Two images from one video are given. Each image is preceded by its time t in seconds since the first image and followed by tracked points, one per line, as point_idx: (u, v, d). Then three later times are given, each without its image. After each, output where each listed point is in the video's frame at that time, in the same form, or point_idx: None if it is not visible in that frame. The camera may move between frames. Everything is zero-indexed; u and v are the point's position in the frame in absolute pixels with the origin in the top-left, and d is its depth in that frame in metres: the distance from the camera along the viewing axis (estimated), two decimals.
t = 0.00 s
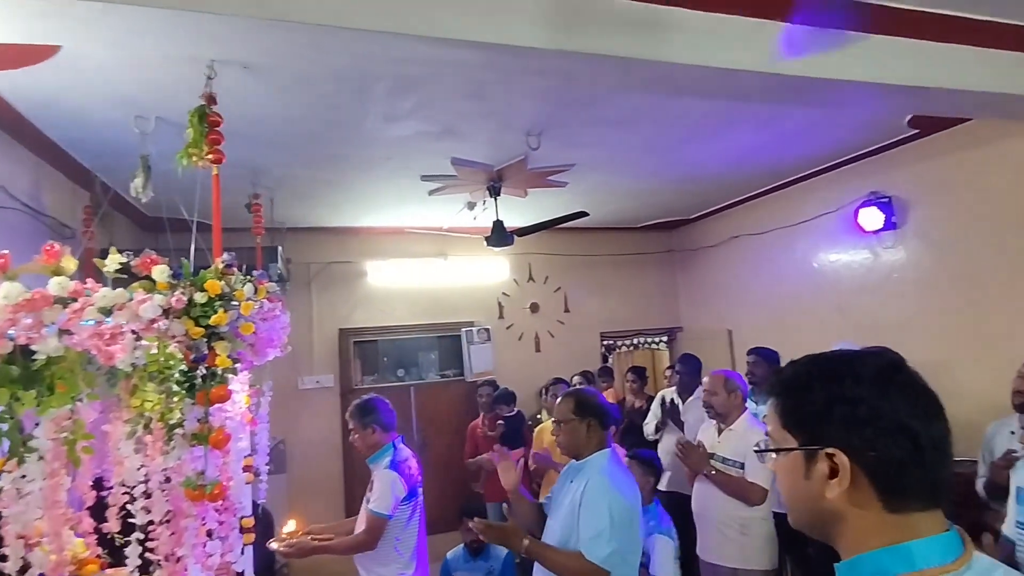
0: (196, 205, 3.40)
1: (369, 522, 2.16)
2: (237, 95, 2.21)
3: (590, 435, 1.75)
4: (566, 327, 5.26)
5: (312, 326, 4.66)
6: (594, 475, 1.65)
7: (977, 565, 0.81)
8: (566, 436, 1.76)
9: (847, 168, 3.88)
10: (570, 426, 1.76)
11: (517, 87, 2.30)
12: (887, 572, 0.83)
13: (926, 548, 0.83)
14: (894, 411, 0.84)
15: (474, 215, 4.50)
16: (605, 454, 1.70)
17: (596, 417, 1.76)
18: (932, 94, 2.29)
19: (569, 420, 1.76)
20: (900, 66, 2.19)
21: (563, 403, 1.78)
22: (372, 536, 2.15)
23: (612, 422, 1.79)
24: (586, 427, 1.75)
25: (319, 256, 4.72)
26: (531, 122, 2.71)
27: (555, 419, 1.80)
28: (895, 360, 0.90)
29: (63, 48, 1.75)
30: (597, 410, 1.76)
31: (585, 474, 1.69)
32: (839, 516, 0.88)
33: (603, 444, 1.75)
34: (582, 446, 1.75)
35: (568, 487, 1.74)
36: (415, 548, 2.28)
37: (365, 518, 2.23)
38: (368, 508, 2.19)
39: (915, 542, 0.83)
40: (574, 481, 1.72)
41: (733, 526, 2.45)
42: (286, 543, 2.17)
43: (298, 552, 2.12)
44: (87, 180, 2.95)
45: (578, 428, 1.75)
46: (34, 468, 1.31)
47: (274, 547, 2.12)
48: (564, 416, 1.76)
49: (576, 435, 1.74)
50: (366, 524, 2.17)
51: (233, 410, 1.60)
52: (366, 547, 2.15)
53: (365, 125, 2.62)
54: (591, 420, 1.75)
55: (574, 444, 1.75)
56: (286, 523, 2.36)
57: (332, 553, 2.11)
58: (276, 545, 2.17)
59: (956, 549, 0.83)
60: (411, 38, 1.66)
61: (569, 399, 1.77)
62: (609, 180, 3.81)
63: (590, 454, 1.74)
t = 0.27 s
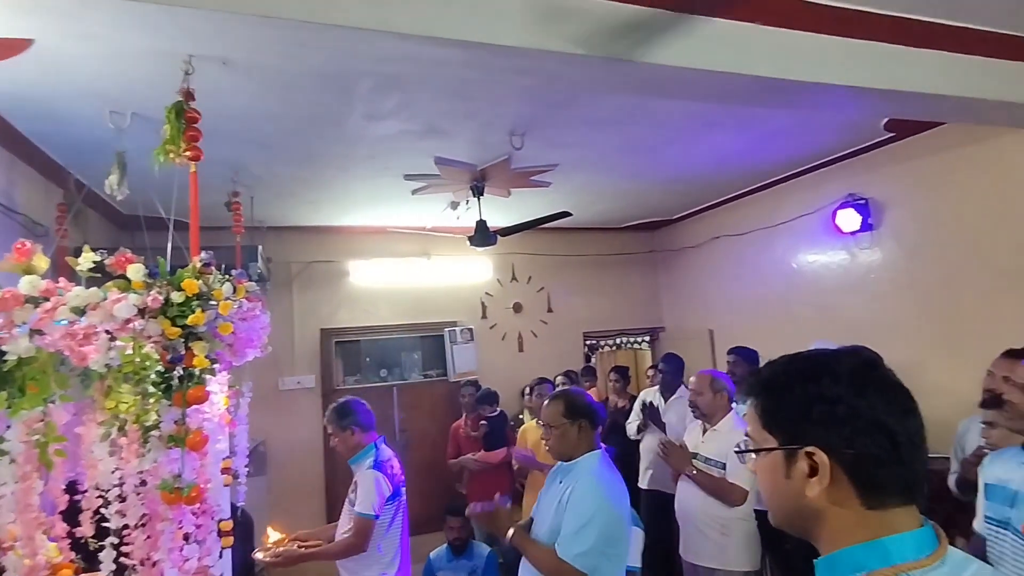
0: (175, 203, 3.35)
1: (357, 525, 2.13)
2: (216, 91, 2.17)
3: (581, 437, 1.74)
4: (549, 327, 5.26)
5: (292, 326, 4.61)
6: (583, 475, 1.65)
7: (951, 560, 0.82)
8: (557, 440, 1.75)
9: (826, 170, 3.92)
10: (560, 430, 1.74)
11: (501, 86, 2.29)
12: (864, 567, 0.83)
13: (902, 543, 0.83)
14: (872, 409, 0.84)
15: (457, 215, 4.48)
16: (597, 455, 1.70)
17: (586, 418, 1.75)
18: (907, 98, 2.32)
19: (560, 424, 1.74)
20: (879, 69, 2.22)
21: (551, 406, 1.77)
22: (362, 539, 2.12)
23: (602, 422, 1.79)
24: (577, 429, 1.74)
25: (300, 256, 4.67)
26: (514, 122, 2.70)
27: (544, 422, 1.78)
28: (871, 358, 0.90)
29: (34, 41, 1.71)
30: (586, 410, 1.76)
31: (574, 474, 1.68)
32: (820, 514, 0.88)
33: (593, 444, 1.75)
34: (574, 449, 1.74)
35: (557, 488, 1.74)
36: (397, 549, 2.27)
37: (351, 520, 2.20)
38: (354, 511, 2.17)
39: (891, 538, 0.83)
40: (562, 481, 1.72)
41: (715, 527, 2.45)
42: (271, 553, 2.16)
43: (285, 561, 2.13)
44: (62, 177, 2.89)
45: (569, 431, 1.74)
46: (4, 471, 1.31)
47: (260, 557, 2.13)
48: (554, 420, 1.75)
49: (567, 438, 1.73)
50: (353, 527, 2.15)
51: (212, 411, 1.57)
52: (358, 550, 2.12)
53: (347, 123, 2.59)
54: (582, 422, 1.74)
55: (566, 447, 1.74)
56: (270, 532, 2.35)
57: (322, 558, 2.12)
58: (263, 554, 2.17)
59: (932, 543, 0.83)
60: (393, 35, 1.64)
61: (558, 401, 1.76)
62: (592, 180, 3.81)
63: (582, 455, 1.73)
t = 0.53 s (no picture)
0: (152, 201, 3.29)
1: (346, 525, 2.11)
2: (194, 88, 2.14)
3: (566, 439, 1.74)
4: (532, 327, 5.26)
5: (273, 327, 4.56)
6: (570, 480, 1.65)
7: (924, 555, 0.82)
8: (541, 442, 1.75)
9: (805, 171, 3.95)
10: (545, 432, 1.74)
11: (483, 86, 2.28)
12: (840, 564, 0.84)
13: (876, 539, 0.83)
14: (846, 407, 0.84)
15: (440, 215, 4.46)
16: (582, 457, 1.70)
17: (571, 419, 1.75)
18: (884, 101, 2.34)
19: (544, 426, 1.74)
20: (858, 72, 2.24)
21: (536, 408, 1.76)
22: (352, 540, 2.09)
23: (588, 422, 1.78)
24: (562, 431, 1.74)
25: (281, 255, 4.62)
26: (497, 122, 2.69)
27: (529, 425, 1.78)
28: (843, 356, 0.91)
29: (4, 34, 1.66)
30: (571, 412, 1.75)
31: (561, 478, 1.67)
32: (797, 513, 0.87)
33: (579, 446, 1.75)
34: (559, 451, 1.73)
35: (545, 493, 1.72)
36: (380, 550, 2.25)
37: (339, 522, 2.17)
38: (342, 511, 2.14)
39: (865, 533, 0.84)
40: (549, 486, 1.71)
41: (696, 526, 2.46)
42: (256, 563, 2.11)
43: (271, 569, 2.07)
44: (35, 173, 2.83)
45: (554, 433, 1.73)
46: None
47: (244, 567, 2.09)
48: (539, 422, 1.75)
49: (552, 440, 1.73)
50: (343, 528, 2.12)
51: (189, 413, 1.53)
52: (349, 552, 2.09)
53: (328, 122, 2.57)
54: (566, 423, 1.74)
55: (550, 449, 1.74)
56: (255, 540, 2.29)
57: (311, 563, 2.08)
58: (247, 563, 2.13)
59: (905, 540, 0.83)
60: (373, 33, 1.63)
61: (541, 402, 1.76)
62: (575, 180, 3.81)
63: (567, 457, 1.73)
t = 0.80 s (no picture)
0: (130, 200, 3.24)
1: (335, 527, 2.09)
2: (172, 84, 2.11)
3: (554, 442, 1.73)
4: (517, 327, 5.25)
5: (255, 327, 4.51)
6: (559, 483, 1.64)
7: (901, 552, 0.82)
8: (528, 446, 1.74)
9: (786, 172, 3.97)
10: (532, 435, 1.73)
11: (466, 85, 2.27)
12: (817, 561, 0.84)
13: (853, 537, 0.83)
14: (823, 405, 0.85)
15: (424, 215, 4.44)
16: (571, 461, 1.69)
17: (559, 422, 1.73)
18: (864, 104, 2.37)
19: (531, 429, 1.73)
20: (838, 74, 2.26)
21: (524, 410, 1.75)
22: (343, 542, 2.08)
23: (578, 424, 1.77)
24: (550, 434, 1.73)
25: (262, 255, 4.57)
26: (480, 121, 2.68)
27: (516, 427, 1.77)
28: (820, 357, 0.91)
29: None
30: (560, 414, 1.74)
31: (549, 481, 1.67)
32: (777, 511, 0.87)
33: (568, 448, 1.74)
34: (548, 454, 1.72)
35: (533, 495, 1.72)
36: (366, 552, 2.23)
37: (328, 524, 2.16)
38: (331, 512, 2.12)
39: (842, 531, 0.84)
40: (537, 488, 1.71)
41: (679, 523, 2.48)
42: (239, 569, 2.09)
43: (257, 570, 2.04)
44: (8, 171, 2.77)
45: (541, 436, 1.72)
46: None
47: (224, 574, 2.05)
48: (526, 424, 1.74)
49: (539, 443, 1.72)
50: (334, 530, 2.10)
51: (167, 414, 1.51)
52: (341, 554, 2.08)
53: (310, 120, 2.54)
54: (554, 426, 1.73)
55: (538, 452, 1.73)
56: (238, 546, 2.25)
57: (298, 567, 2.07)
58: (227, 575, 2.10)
59: (882, 537, 0.83)
60: (354, 30, 1.61)
61: (529, 405, 1.75)
62: (559, 180, 3.81)
63: (555, 460, 1.72)
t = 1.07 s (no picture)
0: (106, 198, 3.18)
1: (319, 534, 2.06)
2: (148, 81, 2.07)
3: (541, 446, 1.72)
4: (500, 327, 5.24)
5: (234, 327, 4.46)
6: (545, 489, 1.63)
7: (874, 547, 0.83)
8: (515, 450, 1.73)
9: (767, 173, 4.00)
10: (518, 440, 1.72)
11: (447, 84, 2.26)
12: (794, 560, 0.84)
13: (829, 535, 0.84)
14: (799, 408, 0.84)
15: (406, 214, 4.41)
16: (559, 466, 1.68)
17: (547, 426, 1.73)
18: (843, 106, 2.39)
19: (518, 433, 1.72)
20: (818, 76, 2.28)
21: (510, 414, 1.74)
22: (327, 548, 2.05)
23: (565, 427, 1.77)
24: (536, 438, 1.72)
25: (242, 255, 4.52)
26: (462, 121, 2.67)
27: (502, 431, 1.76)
28: (795, 357, 0.91)
29: None
30: (547, 418, 1.73)
31: (535, 486, 1.66)
32: (755, 512, 0.87)
33: (556, 452, 1.73)
34: (535, 459, 1.72)
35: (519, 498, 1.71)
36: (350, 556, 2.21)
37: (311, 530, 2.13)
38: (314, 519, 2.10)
39: (818, 530, 0.84)
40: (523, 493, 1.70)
41: (659, 520, 2.48)
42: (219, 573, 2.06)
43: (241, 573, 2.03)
44: None
45: (528, 441, 1.71)
46: None
47: None
48: (512, 428, 1.73)
49: (526, 448, 1.71)
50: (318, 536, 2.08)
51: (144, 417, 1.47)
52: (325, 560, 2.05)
53: (291, 118, 2.51)
54: (541, 431, 1.72)
55: (525, 456, 1.72)
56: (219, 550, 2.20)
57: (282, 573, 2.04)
58: None
59: (856, 535, 0.84)
60: (334, 28, 1.59)
61: (516, 407, 1.74)
62: (542, 180, 3.80)
63: (542, 466, 1.71)
